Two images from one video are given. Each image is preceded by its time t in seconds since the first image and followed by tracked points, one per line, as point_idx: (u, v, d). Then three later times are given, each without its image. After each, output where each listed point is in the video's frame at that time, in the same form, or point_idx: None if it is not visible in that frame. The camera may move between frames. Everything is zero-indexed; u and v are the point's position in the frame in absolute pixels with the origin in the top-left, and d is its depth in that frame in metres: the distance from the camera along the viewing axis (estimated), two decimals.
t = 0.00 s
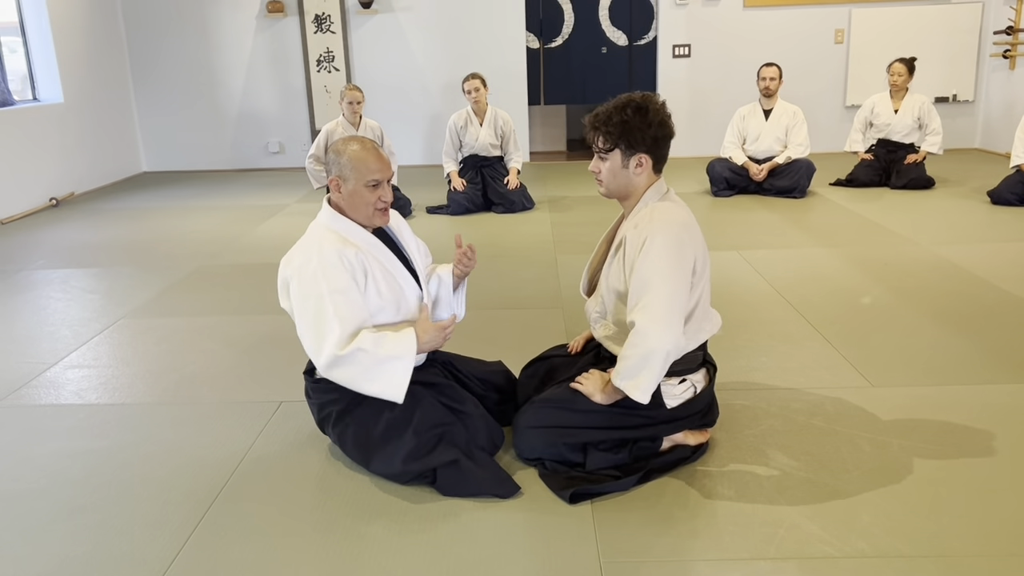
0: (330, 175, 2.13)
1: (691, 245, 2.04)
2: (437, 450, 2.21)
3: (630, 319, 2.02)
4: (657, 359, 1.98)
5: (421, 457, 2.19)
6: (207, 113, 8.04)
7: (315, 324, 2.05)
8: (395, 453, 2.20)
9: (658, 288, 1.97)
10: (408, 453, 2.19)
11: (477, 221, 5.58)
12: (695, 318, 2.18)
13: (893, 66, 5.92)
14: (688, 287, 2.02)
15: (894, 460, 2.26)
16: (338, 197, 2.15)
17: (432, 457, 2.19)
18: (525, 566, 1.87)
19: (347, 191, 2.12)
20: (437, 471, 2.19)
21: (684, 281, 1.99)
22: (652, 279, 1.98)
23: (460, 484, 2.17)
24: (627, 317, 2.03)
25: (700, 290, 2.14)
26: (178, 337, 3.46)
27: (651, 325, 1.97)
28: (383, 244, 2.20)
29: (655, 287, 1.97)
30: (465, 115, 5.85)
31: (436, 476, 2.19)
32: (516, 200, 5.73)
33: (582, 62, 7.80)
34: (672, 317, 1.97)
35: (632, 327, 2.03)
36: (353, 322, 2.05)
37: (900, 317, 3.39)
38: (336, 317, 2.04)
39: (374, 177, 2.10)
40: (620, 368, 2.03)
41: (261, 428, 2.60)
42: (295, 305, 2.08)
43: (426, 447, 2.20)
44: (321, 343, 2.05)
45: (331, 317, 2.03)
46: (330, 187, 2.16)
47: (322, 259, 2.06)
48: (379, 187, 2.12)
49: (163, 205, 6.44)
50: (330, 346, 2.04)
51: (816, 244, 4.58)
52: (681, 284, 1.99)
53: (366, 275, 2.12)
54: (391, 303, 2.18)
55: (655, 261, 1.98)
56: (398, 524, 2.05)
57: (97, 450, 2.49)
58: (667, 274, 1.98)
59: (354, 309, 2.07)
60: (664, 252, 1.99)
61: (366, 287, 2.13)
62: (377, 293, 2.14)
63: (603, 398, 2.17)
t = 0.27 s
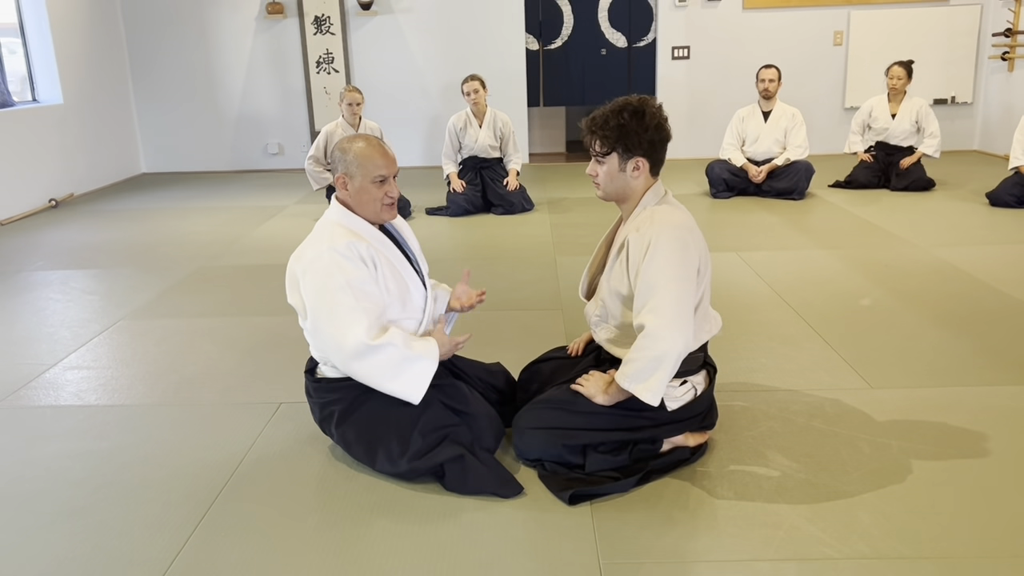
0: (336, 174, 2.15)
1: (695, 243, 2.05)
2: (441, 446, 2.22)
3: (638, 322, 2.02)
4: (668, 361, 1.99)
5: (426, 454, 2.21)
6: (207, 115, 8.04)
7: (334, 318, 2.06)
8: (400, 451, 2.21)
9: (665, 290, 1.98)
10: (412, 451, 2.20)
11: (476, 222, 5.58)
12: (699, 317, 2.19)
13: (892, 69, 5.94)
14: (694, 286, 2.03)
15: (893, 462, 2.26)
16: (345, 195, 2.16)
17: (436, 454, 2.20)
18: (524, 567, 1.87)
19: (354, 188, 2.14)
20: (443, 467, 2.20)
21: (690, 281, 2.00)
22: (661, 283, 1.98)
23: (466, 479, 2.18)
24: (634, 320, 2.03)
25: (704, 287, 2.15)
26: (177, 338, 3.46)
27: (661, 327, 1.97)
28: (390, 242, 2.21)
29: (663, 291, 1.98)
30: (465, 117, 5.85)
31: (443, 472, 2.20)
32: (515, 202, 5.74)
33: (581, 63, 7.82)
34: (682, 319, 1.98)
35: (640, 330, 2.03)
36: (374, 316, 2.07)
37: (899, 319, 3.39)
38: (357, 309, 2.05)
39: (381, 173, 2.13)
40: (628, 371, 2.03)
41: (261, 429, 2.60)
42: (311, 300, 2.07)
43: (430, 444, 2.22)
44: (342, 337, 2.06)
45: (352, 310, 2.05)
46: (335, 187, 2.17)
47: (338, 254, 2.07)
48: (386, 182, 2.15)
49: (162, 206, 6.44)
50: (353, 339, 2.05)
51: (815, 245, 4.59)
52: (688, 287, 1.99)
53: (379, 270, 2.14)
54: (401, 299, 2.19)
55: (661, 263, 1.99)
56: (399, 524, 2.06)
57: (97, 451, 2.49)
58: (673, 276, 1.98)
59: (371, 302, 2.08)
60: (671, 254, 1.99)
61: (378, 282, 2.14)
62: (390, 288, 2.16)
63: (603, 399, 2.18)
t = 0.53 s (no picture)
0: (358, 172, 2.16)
1: (694, 244, 2.05)
2: (441, 449, 2.22)
3: (636, 322, 2.02)
4: (667, 361, 1.99)
5: (425, 457, 2.20)
6: (205, 116, 8.03)
7: (346, 321, 2.06)
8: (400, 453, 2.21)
9: (664, 291, 1.98)
10: (412, 454, 2.20)
11: (474, 223, 5.58)
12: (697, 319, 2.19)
13: (888, 76, 5.90)
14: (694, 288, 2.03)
15: (891, 462, 2.27)
16: (365, 194, 2.17)
17: (436, 457, 2.19)
18: (522, 567, 1.87)
19: (376, 186, 2.15)
20: (443, 469, 2.19)
21: (689, 282, 2.00)
22: (660, 282, 1.98)
23: (465, 481, 2.18)
24: (632, 319, 2.04)
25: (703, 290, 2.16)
26: (176, 338, 3.46)
27: (660, 327, 1.98)
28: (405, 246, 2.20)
29: (661, 291, 1.98)
30: (463, 117, 5.84)
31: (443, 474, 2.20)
32: (513, 202, 5.75)
33: (579, 64, 7.83)
34: (681, 320, 1.98)
35: (639, 330, 2.04)
36: (384, 325, 2.08)
37: (897, 319, 3.40)
38: (369, 315, 2.06)
39: (406, 170, 2.16)
40: (626, 371, 2.04)
41: (259, 429, 2.60)
42: (323, 300, 2.07)
43: (430, 447, 2.22)
44: (350, 341, 2.06)
45: (364, 316, 2.05)
46: (356, 186, 2.18)
47: (355, 257, 2.06)
48: (407, 180, 2.17)
49: (160, 207, 6.44)
50: (363, 345, 2.05)
51: (813, 246, 4.59)
52: (686, 287, 1.99)
53: (394, 277, 2.14)
54: (411, 306, 2.19)
55: (658, 263, 1.99)
56: (397, 524, 2.05)
57: (95, 452, 2.49)
58: (672, 276, 1.98)
59: (383, 309, 2.09)
60: (669, 254, 1.99)
61: (392, 287, 2.14)
62: (402, 294, 2.16)
63: (603, 398, 2.18)
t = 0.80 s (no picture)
0: (391, 173, 2.15)
1: (690, 245, 2.05)
2: (441, 450, 2.22)
3: (632, 321, 2.03)
4: (662, 361, 2.00)
5: (425, 458, 2.21)
6: (203, 116, 8.03)
7: (363, 323, 2.05)
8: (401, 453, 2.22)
9: (661, 291, 1.98)
10: (412, 454, 2.21)
11: (472, 223, 5.58)
12: (693, 321, 2.19)
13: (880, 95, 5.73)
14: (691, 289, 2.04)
15: (887, 461, 2.27)
16: (395, 195, 2.17)
17: (436, 458, 2.20)
18: (520, 567, 1.87)
19: (408, 188, 2.15)
20: (442, 471, 2.20)
21: (685, 283, 2.00)
22: (655, 282, 1.98)
23: (463, 482, 2.18)
24: (629, 319, 2.04)
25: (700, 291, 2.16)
26: (174, 339, 3.46)
27: (655, 327, 1.98)
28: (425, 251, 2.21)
29: (657, 290, 1.98)
30: (461, 118, 5.83)
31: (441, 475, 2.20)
32: (511, 203, 5.76)
33: (577, 65, 7.84)
34: (677, 320, 1.99)
35: (634, 329, 2.04)
36: (402, 331, 2.07)
37: (894, 319, 3.41)
38: (387, 320, 2.05)
39: (439, 173, 2.18)
40: (622, 370, 2.04)
41: (257, 430, 2.60)
42: (343, 299, 2.06)
43: (431, 448, 2.22)
44: (365, 343, 2.06)
45: (383, 321, 2.04)
46: (386, 186, 2.17)
47: (380, 260, 2.06)
48: (439, 182, 2.18)
49: (158, 207, 6.44)
50: (378, 348, 2.05)
51: (810, 246, 4.60)
52: (682, 288, 2.00)
53: (415, 282, 2.13)
54: (427, 311, 2.19)
55: (654, 263, 1.99)
56: (395, 525, 2.05)
57: (93, 452, 2.49)
58: (669, 276, 1.98)
59: (401, 315, 2.08)
60: (665, 254, 2.00)
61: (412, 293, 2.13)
62: (420, 299, 2.15)
63: (600, 399, 2.19)
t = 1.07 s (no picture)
0: (406, 173, 2.15)
1: (688, 246, 2.05)
2: (447, 441, 2.22)
3: (631, 321, 2.02)
4: (660, 362, 1.99)
5: (431, 447, 2.21)
6: (200, 117, 8.03)
7: (383, 321, 2.05)
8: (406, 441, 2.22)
9: (660, 292, 1.98)
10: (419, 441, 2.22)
11: (470, 224, 5.58)
12: (692, 323, 2.19)
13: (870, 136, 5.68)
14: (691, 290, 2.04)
15: (885, 461, 2.27)
16: (410, 195, 2.16)
17: (440, 447, 2.20)
18: (517, 567, 1.87)
19: (423, 189, 2.15)
20: (444, 460, 2.20)
21: (684, 284, 2.00)
22: (653, 284, 1.98)
23: (463, 478, 2.18)
24: (627, 319, 2.04)
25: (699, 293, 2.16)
26: (171, 339, 3.45)
27: (653, 327, 1.98)
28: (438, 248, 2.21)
29: (657, 291, 1.98)
30: (458, 118, 5.83)
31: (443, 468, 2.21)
32: (509, 203, 5.75)
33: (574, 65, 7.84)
34: (675, 320, 1.98)
35: (632, 329, 2.04)
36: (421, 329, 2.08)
37: (891, 319, 3.41)
38: (407, 318, 2.05)
39: (453, 175, 2.17)
40: (619, 370, 2.04)
41: (256, 430, 2.60)
42: (362, 296, 2.06)
43: (437, 437, 2.22)
44: (384, 340, 2.05)
45: (403, 318, 2.05)
46: (400, 185, 2.16)
47: (400, 257, 2.06)
48: (452, 184, 2.18)
49: (155, 208, 6.44)
50: (398, 345, 2.05)
51: (808, 246, 4.60)
52: (680, 290, 1.99)
53: (433, 280, 2.13)
54: (441, 310, 2.19)
55: (652, 264, 1.99)
56: (394, 524, 2.05)
57: (91, 452, 2.48)
58: (667, 277, 1.98)
59: (420, 313, 2.08)
60: (663, 255, 1.99)
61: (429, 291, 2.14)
62: (437, 298, 2.16)
63: (597, 399, 2.19)
